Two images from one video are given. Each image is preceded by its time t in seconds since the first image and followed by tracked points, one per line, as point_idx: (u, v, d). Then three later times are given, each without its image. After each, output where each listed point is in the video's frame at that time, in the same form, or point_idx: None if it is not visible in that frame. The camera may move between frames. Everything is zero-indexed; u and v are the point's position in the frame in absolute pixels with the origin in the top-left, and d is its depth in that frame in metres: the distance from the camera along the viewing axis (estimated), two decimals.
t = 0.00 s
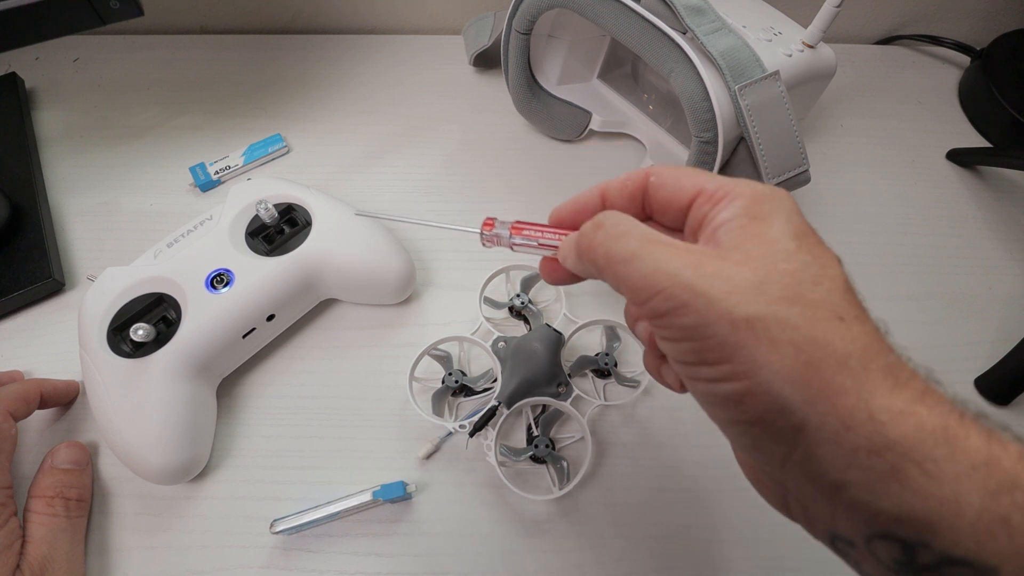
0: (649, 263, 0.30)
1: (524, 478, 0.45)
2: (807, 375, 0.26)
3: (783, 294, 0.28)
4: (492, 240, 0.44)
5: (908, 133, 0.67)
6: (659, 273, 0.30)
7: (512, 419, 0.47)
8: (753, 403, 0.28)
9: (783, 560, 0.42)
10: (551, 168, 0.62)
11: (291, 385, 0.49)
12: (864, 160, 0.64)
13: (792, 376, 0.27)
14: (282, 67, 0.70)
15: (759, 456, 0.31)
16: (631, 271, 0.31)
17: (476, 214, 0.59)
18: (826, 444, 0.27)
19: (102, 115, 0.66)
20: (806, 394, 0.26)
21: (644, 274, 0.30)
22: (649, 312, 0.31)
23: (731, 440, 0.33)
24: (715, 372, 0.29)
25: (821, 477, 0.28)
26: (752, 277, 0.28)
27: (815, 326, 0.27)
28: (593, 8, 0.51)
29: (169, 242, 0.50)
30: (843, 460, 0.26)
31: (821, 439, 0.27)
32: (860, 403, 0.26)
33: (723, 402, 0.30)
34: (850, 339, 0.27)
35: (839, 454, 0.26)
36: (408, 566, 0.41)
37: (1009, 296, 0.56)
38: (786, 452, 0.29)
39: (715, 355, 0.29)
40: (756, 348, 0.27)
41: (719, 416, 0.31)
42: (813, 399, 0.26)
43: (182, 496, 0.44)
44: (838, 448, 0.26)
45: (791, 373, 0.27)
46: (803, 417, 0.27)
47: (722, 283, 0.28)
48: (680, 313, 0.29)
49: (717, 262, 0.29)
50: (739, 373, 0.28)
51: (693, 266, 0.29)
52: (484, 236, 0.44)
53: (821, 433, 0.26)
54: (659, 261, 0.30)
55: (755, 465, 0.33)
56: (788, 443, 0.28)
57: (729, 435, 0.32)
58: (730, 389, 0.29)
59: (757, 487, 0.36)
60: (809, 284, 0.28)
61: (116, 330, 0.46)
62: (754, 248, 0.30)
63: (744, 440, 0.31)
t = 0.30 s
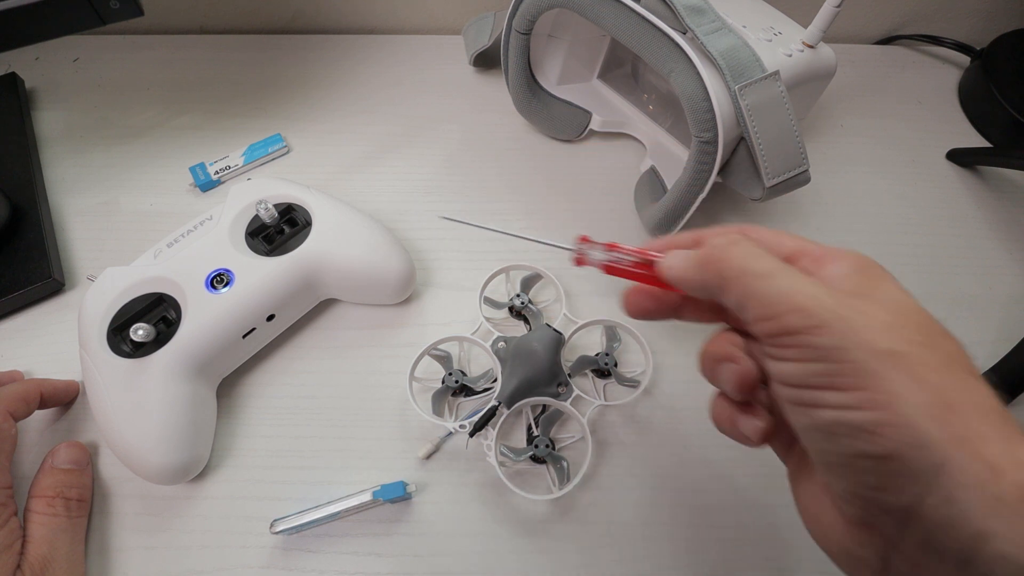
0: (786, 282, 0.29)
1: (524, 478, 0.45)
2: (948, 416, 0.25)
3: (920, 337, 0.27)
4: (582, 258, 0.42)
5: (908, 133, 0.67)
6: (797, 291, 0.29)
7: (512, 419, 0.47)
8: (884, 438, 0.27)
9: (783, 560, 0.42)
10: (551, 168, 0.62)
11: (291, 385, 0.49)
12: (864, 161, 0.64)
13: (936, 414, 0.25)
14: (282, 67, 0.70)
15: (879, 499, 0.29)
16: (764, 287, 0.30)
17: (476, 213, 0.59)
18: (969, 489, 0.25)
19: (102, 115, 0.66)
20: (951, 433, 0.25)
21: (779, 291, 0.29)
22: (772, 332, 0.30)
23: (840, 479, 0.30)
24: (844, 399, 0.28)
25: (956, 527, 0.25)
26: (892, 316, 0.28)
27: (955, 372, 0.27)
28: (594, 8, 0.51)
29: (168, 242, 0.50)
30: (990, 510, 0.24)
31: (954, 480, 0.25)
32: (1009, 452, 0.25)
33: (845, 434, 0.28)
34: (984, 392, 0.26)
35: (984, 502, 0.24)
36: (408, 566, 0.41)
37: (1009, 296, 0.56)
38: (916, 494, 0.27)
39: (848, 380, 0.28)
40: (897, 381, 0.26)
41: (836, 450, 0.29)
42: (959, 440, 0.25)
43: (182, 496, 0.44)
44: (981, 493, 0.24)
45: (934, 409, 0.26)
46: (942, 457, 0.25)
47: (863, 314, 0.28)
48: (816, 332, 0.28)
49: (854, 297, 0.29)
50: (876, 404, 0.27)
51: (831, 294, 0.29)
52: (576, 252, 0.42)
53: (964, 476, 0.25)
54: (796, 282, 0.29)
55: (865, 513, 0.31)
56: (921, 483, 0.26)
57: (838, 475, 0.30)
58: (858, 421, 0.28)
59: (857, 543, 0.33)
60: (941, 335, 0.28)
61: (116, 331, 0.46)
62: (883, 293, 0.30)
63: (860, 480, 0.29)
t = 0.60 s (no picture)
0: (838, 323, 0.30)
1: (524, 478, 0.45)
2: (972, 476, 0.26)
3: (953, 399, 0.28)
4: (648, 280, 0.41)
5: (909, 133, 0.67)
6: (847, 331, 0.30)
7: (512, 419, 0.47)
8: (903, 485, 0.27)
9: (782, 561, 0.42)
10: (551, 168, 0.62)
11: (291, 385, 0.49)
12: (864, 161, 0.64)
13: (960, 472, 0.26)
14: (282, 67, 0.70)
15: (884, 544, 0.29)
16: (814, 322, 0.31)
17: (476, 213, 0.59)
18: (974, 544, 0.26)
19: (102, 115, 0.66)
20: (969, 490, 0.26)
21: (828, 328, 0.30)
22: (808, 365, 0.31)
23: (846, 518, 0.31)
24: (867, 439, 0.29)
25: None
26: (930, 372, 0.29)
27: (979, 435, 0.28)
28: (594, 8, 0.51)
29: (169, 242, 0.50)
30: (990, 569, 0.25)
31: (963, 534, 0.26)
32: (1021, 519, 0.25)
33: (861, 476, 0.29)
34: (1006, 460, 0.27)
35: (986, 560, 0.25)
36: (407, 567, 0.41)
37: (1009, 296, 0.56)
38: (922, 542, 0.27)
39: (876, 421, 0.28)
40: (925, 434, 0.27)
41: (848, 488, 0.30)
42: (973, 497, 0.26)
43: (182, 496, 0.44)
44: (986, 551, 0.25)
45: (954, 464, 0.26)
46: (951, 511, 0.26)
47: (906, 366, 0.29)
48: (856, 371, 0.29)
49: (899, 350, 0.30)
50: (901, 451, 0.27)
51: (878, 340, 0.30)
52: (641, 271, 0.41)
53: (974, 532, 0.26)
54: (846, 325, 0.30)
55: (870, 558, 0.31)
56: (930, 533, 0.27)
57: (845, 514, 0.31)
58: (879, 464, 0.28)
59: None
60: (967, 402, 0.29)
61: (116, 331, 0.46)
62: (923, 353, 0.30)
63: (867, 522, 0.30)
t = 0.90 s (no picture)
0: (717, 325, 0.32)
1: (524, 478, 0.45)
2: (873, 456, 0.28)
3: (843, 380, 0.30)
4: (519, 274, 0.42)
5: (908, 133, 0.67)
6: (725, 333, 0.31)
7: (512, 419, 0.47)
8: (810, 474, 0.29)
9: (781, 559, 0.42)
10: (551, 168, 0.62)
11: (291, 385, 0.49)
12: (864, 161, 0.64)
13: (861, 452, 0.28)
14: (282, 67, 0.70)
15: (800, 534, 0.31)
16: (694, 328, 0.32)
17: (475, 212, 0.59)
18: (882, 524, 0.27)
19: (102, 115, 0.66)
20: (870, 471, 0.28)
21: (708, 332, 0.32)
22: (701, 371, 0.33)
23: (761, 513, 0.33)
24: (770, 436, 0.30)
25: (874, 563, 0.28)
26: (817, 358, 0.31)
27: (878, 413, 0.29)
28: (593, 8, 0.51)
29: (168, 242, 0.50)
30: (900, 543, 0.27)
31: (874, 518, 0.28)
32: (920, 490, 0.28)
33: (771, 470, 0.31)
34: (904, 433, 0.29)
35: (896, 535, 0.27)
36: (407, 566, 0.41)
37: (1009, 296, 0.56)
38: (832, 528, 0.29)
39: (776, 418, 0.30)
40: (822, 421, 0.29)
41: (759, 484, 0.32)
42: (877, 476, 0.28)
43: (182, 495, 0.44)
44: (895, 528, 0.27)
45: (855, 449, 0.28)
46: (858, 494, 0.28)
47: (788, 357, 0.30)
48: (746, 372, 0.30)
49: (780, 340, 0.31)
50: (803, 441, 0.29)
51: (757, 334, 0.31)
52: (512, 264, 0.42)
53: (882, 512, 0.28)
54: (726, 324, 0.32)
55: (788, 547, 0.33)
56: (838, 519, 0.29)
57: (761, 509, 0.33)
58: (785, 458, 0.30)
59: None
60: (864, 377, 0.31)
61: (116, 331, 0.46)
62: (807, 337, 0.32)
63: (780, 513, 0.32)
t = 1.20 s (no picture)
0: (720, 329, 0.32)
1: (524, 478, 0.45)
2: (875, 461, 0.28)
3: (844, 384, 0.30)
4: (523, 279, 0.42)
5: (909, 133, 0.67)
6: (728, 338, 0.31)
7: (512, 419, 0.47)
8: (811, 479, 0.29)
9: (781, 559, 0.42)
10: (551, 168, 0.62)
11: (291, 385, 0.49)
12: (864, 161, 0.64)
13: (861, 456, 0.28)
14: (282, 67, 0.70)
15: (800, 538, 0.31)
16: (697, 333, 0.32)
17: (475, 212, 0.59)
18: (883, 527, 0.28)
19: (102, 115, 0.66)
20: (871, 475, 0.28)
21: (711, 337, 0.32)
22: (704, 376, 0.33)
23: (762, 516, 0.33)
24: (771, 440, 0.30)
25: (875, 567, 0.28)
26: (819, 363, 0.31)
27: (878, 417, 0.30)
28: (593, 8, 0.51)
29: (168, 242, 0.50)
30: (902, 547, 0.27)
31: (875, 522, 0.28)
32: (922, 495, 0.28)
33: (772, 475, 0.31)
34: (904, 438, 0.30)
35: (897, 539, 0.27)
36: (407, 566, 0.41)
37: (1009, 296, 0.56)
38: (833, 532, 0.29)
39: (777, 423, 0.30)
40: (824, 427, 0.29)
41: (760, 489, 0.32)
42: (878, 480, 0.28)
43: (182, 496, 0.44)
44: (895, 532, 0.27)
45: (857, 453, 0.28)
46: (859, 498, 0.28)
47: (790, 362, 0.30)
48: (748, 377, 0.30)
49: (782, 344, 0.31)
50: (805, 446, 0.29)
51: (759, 339, 0.31)
52: (517, 269, 0.42)
53: (883, 516, 0.28)
54: (728, 328, 0.32)
55: (789, 550, 0.33)
56: (840, 523, 0.29)
57: (762, 513, 0.33)
58: (787, 463, 0.30)
59: None
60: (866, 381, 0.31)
61: (116, 331, 0.46)
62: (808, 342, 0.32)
63: (781, 517, 0.32)
